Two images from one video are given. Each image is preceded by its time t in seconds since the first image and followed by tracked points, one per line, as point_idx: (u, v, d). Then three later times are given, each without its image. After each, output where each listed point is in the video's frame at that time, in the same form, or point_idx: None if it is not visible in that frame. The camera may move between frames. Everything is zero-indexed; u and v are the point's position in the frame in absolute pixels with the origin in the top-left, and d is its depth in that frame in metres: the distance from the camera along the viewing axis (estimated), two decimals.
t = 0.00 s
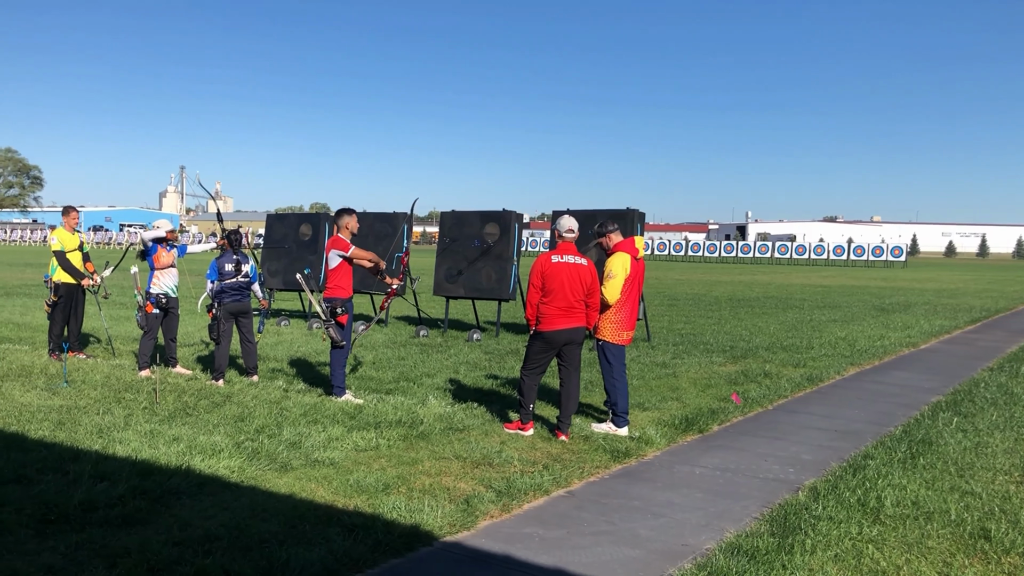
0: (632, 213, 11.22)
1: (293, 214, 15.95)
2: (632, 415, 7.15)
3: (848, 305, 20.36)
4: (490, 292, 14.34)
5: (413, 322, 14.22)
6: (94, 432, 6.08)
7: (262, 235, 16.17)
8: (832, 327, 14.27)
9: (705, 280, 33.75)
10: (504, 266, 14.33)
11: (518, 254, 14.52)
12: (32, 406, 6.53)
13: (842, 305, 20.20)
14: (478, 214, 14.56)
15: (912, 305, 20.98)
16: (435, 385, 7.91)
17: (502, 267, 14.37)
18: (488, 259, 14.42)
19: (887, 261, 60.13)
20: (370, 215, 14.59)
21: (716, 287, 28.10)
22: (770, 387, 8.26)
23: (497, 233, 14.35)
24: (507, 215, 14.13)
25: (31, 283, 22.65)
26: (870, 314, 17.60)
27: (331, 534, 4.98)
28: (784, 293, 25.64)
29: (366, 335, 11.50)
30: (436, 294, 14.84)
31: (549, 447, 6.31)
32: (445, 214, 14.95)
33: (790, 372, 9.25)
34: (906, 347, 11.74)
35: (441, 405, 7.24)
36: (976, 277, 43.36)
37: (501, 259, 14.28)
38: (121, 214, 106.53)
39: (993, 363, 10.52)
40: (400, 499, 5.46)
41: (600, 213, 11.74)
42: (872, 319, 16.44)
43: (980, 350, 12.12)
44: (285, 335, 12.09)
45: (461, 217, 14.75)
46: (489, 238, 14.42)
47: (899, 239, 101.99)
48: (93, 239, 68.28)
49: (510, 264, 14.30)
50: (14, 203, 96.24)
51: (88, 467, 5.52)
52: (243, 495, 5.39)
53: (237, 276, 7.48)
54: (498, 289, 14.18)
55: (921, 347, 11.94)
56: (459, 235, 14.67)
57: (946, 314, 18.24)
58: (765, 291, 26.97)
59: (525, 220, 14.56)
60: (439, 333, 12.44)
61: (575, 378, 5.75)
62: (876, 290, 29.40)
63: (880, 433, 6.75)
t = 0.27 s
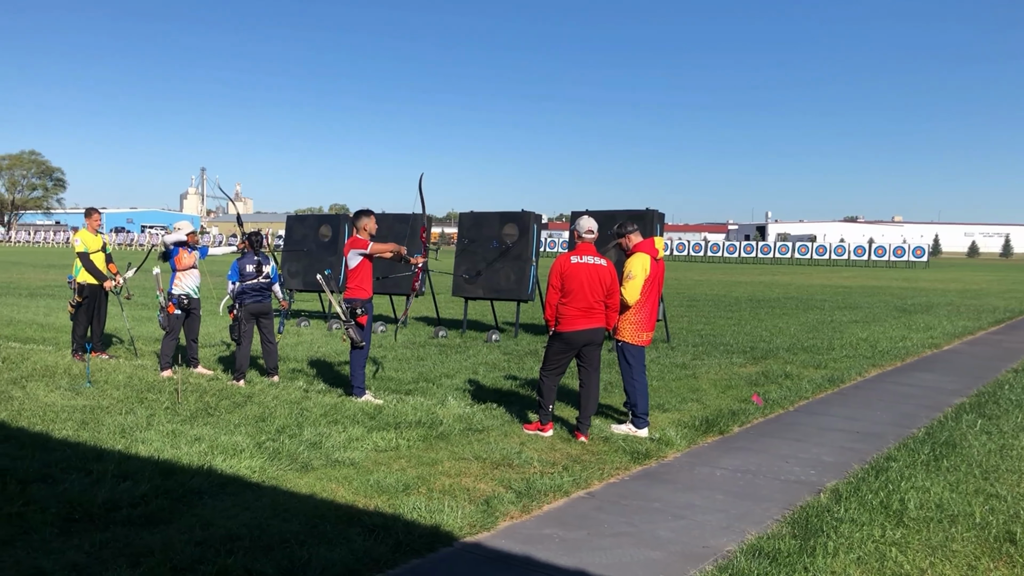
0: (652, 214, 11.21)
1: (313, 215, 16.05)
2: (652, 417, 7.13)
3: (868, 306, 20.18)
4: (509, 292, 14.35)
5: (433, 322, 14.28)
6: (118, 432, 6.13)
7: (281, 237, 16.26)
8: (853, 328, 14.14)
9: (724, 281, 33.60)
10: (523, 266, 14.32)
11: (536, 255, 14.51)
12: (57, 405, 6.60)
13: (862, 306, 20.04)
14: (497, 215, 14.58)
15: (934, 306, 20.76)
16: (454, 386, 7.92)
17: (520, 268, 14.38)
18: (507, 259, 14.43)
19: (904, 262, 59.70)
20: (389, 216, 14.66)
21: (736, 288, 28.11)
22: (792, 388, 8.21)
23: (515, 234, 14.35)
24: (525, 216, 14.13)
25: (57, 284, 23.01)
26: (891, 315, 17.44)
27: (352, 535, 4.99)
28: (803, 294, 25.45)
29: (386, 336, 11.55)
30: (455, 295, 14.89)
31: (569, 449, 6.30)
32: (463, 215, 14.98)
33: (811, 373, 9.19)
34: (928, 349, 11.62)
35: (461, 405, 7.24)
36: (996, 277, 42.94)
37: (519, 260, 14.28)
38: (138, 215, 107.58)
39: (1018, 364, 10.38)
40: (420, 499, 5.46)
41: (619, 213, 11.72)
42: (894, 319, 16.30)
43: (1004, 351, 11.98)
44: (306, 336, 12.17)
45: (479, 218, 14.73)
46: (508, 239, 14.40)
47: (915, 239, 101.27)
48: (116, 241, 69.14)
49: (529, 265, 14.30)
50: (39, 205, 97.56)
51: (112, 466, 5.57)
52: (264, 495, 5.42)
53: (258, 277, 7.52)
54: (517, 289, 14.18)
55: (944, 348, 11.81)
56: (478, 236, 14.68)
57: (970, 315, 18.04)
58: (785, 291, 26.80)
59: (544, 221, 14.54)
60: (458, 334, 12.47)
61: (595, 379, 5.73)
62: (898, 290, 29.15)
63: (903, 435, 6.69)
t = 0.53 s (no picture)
0: (672, 214, 11.19)
1: (333, 216, 16.13)
2: (673, 418, 7.10)
3: (891, 307, 19.93)
4: (528, 293, 14.35)
5: (453, 322, 14.30)
6: (141, 431, 6.18)
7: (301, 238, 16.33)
8: (876, 329, 14.02)
9: (745, 281, 33.36)
10: (543, 267, 14.32)
11: (555, 255, 14.47)
12: (81, 405, 6.66)
13: (884, 306, 19.85)
14: (516, 215, 14.59)
15: (958, 306, 20.53)
16: (474, 386, 7.93)
17: (540, 268, 14.37)
18: (527, 259, 14.43)
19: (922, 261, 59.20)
20: (409, 216, 14.73)
21: (756, 288, 27.92)
22: (814, 389, 8.15)
23: (535, 234, 14.35)
24: (545, 215, 14.13)
25: (83, 284, 23.34)
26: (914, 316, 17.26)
27: (373, 534, 5.01)
28: (825, 294, 25.21)
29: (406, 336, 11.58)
30: (474, 295, 14.92)
31: (589, 449, 6.28)
32: (483, 215, 15.00)
33: (833, 374, 9.13)
34: (953, 350, 11.49)
35: (481, 405, 7.24)
36: (1019, 278, 42.46)
37: (539, 260, 14.27)
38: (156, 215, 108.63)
39: None
40: (441, 499, 5.47)
41: (639, 213, 11.70)
42: (916, 320, 16.13)
43: None
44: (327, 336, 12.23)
45: (499, 218, 14.78)
46: (527, 239, 14.42)
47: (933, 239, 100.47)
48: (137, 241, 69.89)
49: (549, 265, 14.29)
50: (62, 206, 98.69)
51: (136, 465, 5.61)
52: (286, 494, 5.44)
53: (279, 277, 7.55)
54: (537, 290, 14.18)
55: (969, 349, 11.68)
56: (498, 236, 14.72)
57: (994, 316, 17.82)
58: (806, 292, 26.60)
59: (564, 221, 14.45)
60: (478, 334, 12.48)
61: (615, 380, 5.70)
62: (921, 290, 28.86)
63: (927, 437, 6.63)
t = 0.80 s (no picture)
0: (694, 213, 11.17)
1: (354, 216, 16.17)
2: (695, 417, 7.08)
3: (916, 307, 19.68)
4: (549, 292, 14.34)
5: (474, 322, 14.32)
6: (165, 429, 6.24)
7: (322, 237, 16.40)
8: (899, 328, 13.89)
9: (767, 280, 33.10)
10: (563, 266, 14.31)
11: (576, 255, 14.50)
12: (106, 403, 6.74)
13: (908, 306, 19.65)
14: (536, 214, 14.61)
15: (984, 306, 20.27)
16: (495, 385, 7.95)
17: (560, 268, 14.37)
18: (547, 259, 14.43)
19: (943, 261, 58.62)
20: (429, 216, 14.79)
21: (779, 287, 27.69)
22: (837, 389, 8.10)
23: (555, 233, 14.37)
24: (565, 215, 14.14)
25: (110, 282, 23.69)
26: (939, 315, 17.07)
27: (395, 532, 5.02)
28: (849, 294, 24.94)
29: (426, 335, 11.61)
30: (494, 294, 14.94)
31: (610, 449, 6.27)
32: (503, 215, 15.03)
33: (856, 374, 9.06)
34: (978, 350, 11.35)
35: (502, 404, 7.24)
36: None
37: (559, 259, 14.27)
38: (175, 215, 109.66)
39: None
40: (463, 498, 5.48)
41: (659, 212, 11.67)
42: (941, 320, 15.96)
43: None
44: (348, 335, 12.30)
45: (519, 217, 14.80)
46: (547, 238, 14.42)
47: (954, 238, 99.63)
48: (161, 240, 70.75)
49: (569, 265, 14.28)
50: (86, 205, 99.85)
51: (160, 462, 5.67)
52: (309, 491, 5.47)
53: (301, 276, 7.58)
54: (557, 290, 14.17)
55: (995, 350, 11.53)
56: (518, 235, 14.73)
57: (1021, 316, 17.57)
58: (829, 291, 26.38)
59: (584, 221, 14.52)
60: (499, 333, 12.50)
61: (636, 379, 5.68)
62: (946, 290, 28.55)
63: (952, 438, 6.57)
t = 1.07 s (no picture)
0: (716, 209, 11.21)
1: (376, 213, 16.19)
2: (718, 416, 7.05)
3: (941, 305, 19.47)
4: (570, 290, 14.30)
5: (495, 320, 14.34)
6: (190, 424, 6.29)
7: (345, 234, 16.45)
8: (924, 327, 13.75)
9: (789, 278, 32.89)
10: (585, 264, 14.30)
11: (598, 252, 14.49)
12: (131, 399, 6.81)
13: (935, 305, 19.43)
14: (558, 212, 14.65)
15: (1012, 305, 19.99)
16: (517, 382, 7.96)
17: (582, 265, 14.35)
18: (569, 256, 14.42)
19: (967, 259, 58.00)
20: (451, 214, 14.86)
21: (803, 285, 27.57)
22: (861, 388, 8.04)
23: (577, 231, 14.39)
24: (588, 212, 14.16)
25: (138, 280, 24.05)
26: (965, 314, 16.87)
27: (418, 529, 5.04)
28: (873, 292, 24.71)
29: (448, 332, 11.64)
30: (516, 292, 14.97)
31: (633, 447, 6.25)
32: (525, 212, 15.07)
33: (881, 373, 8.98)
34: (1007, 349, 11.21)
35: (524, 402, 7.24)
36: None
37: (581, 257, 14.26)
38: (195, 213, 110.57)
39: None
40: (485, 495, 5.48)
41: (682, 210, 11.67)
42: (967, 319, 15.77)
43: None
44: (369, 332, 12.36)
45: (541, 215, 14.83)
46: (569, 236, 14.46)
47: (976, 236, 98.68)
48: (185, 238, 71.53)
49: (591, 262, 14.26)
50: (111, 204, 100.87)
51: (185, 458, 5.71)
52: (332, 488, 5.49)
53: (324, 273, 7.60)
54: (579, 287, 14.14)
55: None
56: (540, 233, 14.77)
57: None
58: (854, 290, 26.18)
59: (606, 219, 14.56)
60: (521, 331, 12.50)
61: (659, 378, 5.68)
62: (975, 288, 28.23)
63: (980, 438, 6.50)
